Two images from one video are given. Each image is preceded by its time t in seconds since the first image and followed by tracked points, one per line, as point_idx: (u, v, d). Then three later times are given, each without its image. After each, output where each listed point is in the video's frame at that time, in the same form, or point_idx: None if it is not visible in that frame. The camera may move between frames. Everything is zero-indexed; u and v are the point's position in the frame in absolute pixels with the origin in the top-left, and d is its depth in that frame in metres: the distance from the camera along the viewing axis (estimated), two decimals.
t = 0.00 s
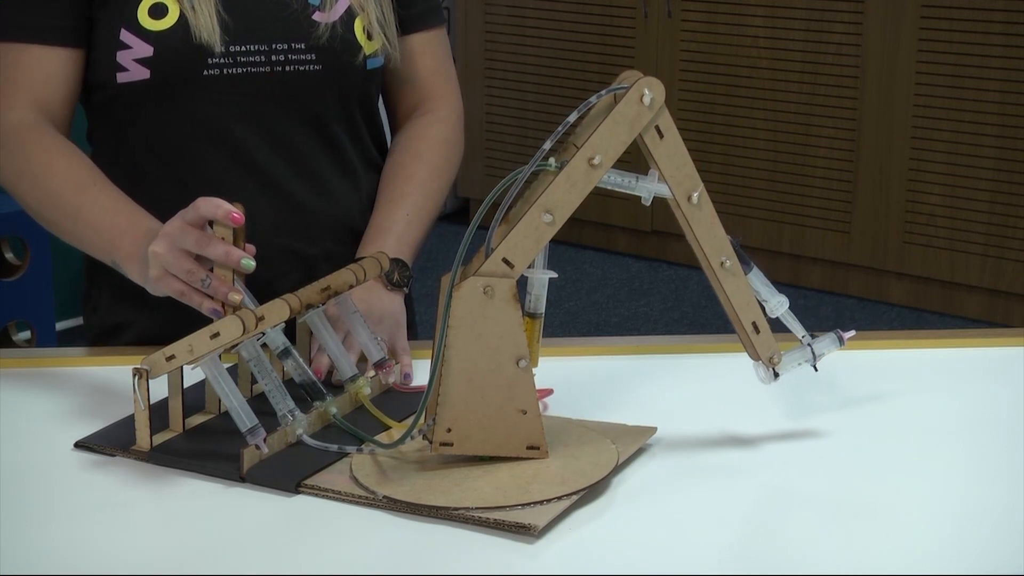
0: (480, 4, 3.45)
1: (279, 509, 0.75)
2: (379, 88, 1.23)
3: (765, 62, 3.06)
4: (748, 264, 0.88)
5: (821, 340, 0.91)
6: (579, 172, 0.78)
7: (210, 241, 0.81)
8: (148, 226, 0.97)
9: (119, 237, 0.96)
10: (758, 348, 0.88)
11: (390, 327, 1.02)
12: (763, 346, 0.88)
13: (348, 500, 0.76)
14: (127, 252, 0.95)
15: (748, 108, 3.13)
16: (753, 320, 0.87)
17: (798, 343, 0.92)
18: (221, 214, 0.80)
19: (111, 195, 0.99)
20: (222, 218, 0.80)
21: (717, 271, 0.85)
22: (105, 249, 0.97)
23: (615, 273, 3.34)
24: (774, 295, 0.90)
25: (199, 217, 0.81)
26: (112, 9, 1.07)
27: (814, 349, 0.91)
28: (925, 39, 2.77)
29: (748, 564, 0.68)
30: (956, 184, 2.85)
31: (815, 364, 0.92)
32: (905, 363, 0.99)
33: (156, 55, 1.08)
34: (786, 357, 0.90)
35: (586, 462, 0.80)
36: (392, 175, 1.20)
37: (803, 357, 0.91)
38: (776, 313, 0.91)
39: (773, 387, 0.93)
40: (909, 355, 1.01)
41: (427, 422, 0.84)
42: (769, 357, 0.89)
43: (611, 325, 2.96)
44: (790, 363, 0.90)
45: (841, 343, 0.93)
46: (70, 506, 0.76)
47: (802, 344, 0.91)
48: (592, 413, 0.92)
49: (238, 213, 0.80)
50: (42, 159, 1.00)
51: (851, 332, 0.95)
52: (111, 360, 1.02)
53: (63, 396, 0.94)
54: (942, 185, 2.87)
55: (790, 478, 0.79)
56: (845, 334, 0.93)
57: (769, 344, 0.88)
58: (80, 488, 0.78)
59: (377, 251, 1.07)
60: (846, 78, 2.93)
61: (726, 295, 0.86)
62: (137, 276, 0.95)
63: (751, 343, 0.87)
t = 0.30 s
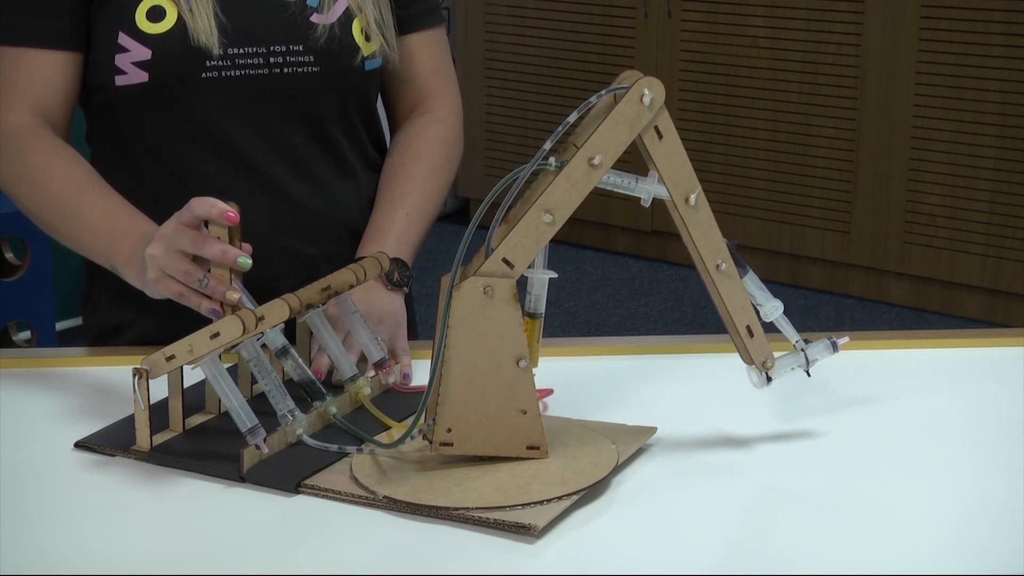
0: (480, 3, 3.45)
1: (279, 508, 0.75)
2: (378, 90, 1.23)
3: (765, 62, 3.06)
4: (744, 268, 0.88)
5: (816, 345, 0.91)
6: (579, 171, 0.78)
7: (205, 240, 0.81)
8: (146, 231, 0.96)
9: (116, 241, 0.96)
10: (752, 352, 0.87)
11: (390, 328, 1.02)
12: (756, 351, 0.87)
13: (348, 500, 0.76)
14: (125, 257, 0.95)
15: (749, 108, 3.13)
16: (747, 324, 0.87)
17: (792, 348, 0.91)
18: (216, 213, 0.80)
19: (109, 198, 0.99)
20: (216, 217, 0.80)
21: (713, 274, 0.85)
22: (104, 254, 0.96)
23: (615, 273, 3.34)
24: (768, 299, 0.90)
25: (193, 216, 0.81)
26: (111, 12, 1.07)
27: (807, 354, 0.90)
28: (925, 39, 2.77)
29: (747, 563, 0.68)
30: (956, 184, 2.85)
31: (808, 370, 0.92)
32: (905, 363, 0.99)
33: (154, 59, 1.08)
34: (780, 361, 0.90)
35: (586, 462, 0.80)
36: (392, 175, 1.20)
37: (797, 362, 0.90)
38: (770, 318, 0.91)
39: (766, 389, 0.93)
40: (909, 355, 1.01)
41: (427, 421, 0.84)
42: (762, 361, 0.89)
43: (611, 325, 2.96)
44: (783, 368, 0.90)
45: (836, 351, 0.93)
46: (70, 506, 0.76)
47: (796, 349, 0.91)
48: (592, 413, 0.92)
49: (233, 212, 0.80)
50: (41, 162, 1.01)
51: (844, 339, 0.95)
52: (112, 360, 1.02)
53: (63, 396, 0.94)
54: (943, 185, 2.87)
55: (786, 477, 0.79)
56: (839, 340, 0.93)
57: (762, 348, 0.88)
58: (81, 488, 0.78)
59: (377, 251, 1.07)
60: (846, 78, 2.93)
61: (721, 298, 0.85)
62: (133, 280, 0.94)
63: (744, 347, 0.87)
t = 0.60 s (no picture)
0: (480, 3, 3.45)
1: (279, 508, 0.75)
2: (375, 89, 1.23)
3: (765, 62, 3.06)
4: (739, 270, 0.88)
5: (810, 351, 0.91)
6: (579, 172, 0.78)
7: (199, 241, 0.82)
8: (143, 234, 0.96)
9: (114, 246, 0.95)
10: (745, 356, 0.87)
11: (390, 328, 1.02)
12: (749, 354, 0.87)
13: (348, 500, 0.76)
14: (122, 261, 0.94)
15: (748, 108, 3.13)
16: (741, 327, 0.86)
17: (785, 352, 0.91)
18: (209, 213, 0.80)
19: (106, 201, 0.99)
20: (208, 216, 0.80)
21: (708, 277, 0.85)
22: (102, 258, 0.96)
23: (615, 273, 3.34)
24: (762, 303, 0.90)
25: (186, 217, 0.81)
26: (107, 15, 1.07)
27: (800, 360, 0.90)
28: (925, 39, 2.77)
29: (747, 563, 0.68)
30: (956, 184, 2.85)
31: (801, 375, 0.91)
32: (905, 363, 0.99)
33: (151, 62, 1.08)
34: (772, 367, 0.89)
35: (586, 462, 0.80)
36: (391, 175, 1.20)
37: (789, 367, 0.90)
38: (764, 321, 0.91)
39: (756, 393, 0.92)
40: (909, 355, 1.01)
41: (427, 421, 0.84)
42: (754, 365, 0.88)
43: (611, 325, 2.96)
44: (775, 372, 0.89)
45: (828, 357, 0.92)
46: (70, 505, 0.76)
47: (788, 354, 0.91)
48: (592, 413, 0.92)
49: (226, 211, 0.79)
50: (38, 167, 1.01)
51: (837, 345, 0.95)
52: (111, 360, 1.02)
53: (63, 396, 0.94)
54: (943, 185, 2.87)
55: (784, 476, 0.80)
56: (833, 347, 0.93)
57: (755, 352, 0.87)
58: (81, 488, 0.78)
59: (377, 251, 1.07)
60: (846, 78, 2.93)
61: (717, 300, 0.85)
62: (132, 284, 0.94)
63: (737, 351, 0.87)
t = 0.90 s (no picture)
0: (480, 4, 3.45)
1: (279, 508, 0.75)
2: (371, 89, 1.23)
3: (765, 62, 3.06)
4: (734, 273, 0.88)
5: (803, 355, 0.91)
6: (578, 172, 0.78)
7: (196, 241, 0.81)
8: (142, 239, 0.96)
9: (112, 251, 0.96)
10: (739, 358, 0.87)
11: (390, 328, 1.02)
12: (742, 357, 0.87)
13: (348, 500, 0.76)
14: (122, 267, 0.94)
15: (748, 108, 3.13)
16: (736, 330, 0.86)
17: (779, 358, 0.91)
18: (202, 213, 0.79)
19: (104, 205, 0.99)
20: (204, 216, 0.80)
21: (704, 279, 0.85)
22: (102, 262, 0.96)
23: (615, 273, 3.34)
24: (757, 306, 0.90)
25: (181, 218, 0.81)
26: (103, 19, 1.07)
27: (794, 363, 0.90)
28: (925, 39, 2.77)
29: (744, 562, 0.68)
30: (956, 184, 2.85)
31: (794, 379, 0.91)
32: (905, 363, 0.99)
33: (146, 64, 1.08)
34: (766, 370, 0.89)
35: (586, 462, 0.80)
36: (391, 174, 1.20)
37: (783, 371, 0.90)
38: (759, 325, 0.91)
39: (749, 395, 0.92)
40: (909, 355, 1.01)
41: (427, 421, 0.84)
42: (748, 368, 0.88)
43: (611, 325, 2.96)
44: (769, 375, 0.89)
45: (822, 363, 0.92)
46: (71, 505, 0.76)
47: (783, 358, 0.91)
48: (592, 413, 0.92)
49: (220, 211, 0.80)
50: (37, 172, 1.00)
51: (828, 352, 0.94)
52: (111, 360, 1.02)
53: (63, 396, 0.94)
54: (943, 185, 2.87)
55: (782, 477, 0.80)
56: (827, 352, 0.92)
57: (749, 355, 0.87)
58: (81, 488, 0.78)
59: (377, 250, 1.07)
60: (846, 78, 2.93)
61: (712, 303, 0.85)
62: (129, 288, 0.94)
63: (731, 352, 0.87)
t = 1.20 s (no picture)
0: (480, 4, 3.45)
1: (279, 508, 0.75)
2: (367, 90, 1.23)
3: (765, 62, 3.06)
4: (730, 275, 0.88)
5: (797, 358, 0.91)
6: (579, 172, 0.78)
7: (193, 240, 0.81)
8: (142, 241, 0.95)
9: (112, 253, 0.95)
10: (734, 361, 0.87)
11: (389, 328, 1.02)
12: (737, 359, 0.87)
13: (348, 500, 0.76)
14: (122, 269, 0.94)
15: (748, 108, 3.13)
16: (731, 332, 0.86)
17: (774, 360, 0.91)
18: (198, 213, 0.80)
19: (102, 208, 0.99)
20: (200, 215, 0.80)
21: (700, 280, 0.84)
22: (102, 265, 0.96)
23: (615, 273, 3.34)
24: (753, 309, 0.90)
25: (177, 219, 0.81)
26: (99, 22, 1.07)
27: (787, 366, 0.90)
28: (925, 39, 2.76)
29: (743, 562, 0.68)
30: (956, 184, 2.85)
31: (788, 382, 0.91)
32: (905, 363, 0.99)
33: (142, 67, 1.08)
34: (760, 373, 0.89)
35: (586, 462, 0.80)
36: (390, 173, 1.20)
37: (776, 374, 0.90)
38: (754, 328, 0.91)
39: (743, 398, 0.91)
40: (909, 354, 1.01)
41: (427, 421, 0.84)
42: (743, 371, 0.88)
43: (611, 325, 2.96)
44: (762, 379, 0.89)
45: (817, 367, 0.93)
46: (71, 505, 0.76)
47: (777, 361, 0.91)
48: (591, 413, 0.92)
49: (216, 211, 0.80)
50: (35, 175, 1.01)
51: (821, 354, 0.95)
52: (111, 360, 1.02)
53: (62, 396, 0.94)
54: (943, 185, 2.87)
55: (781, 477, 0.80)
56: (822, 356, 0.93)
57: (743, 357, 0.87)
58: (80, 488, 0.78)
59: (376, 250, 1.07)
60: (846, 78, 2.93)
61: (708, 305, 0.85)
62: (128, 291, 0.94)
63: (725, 355, 0.87)
